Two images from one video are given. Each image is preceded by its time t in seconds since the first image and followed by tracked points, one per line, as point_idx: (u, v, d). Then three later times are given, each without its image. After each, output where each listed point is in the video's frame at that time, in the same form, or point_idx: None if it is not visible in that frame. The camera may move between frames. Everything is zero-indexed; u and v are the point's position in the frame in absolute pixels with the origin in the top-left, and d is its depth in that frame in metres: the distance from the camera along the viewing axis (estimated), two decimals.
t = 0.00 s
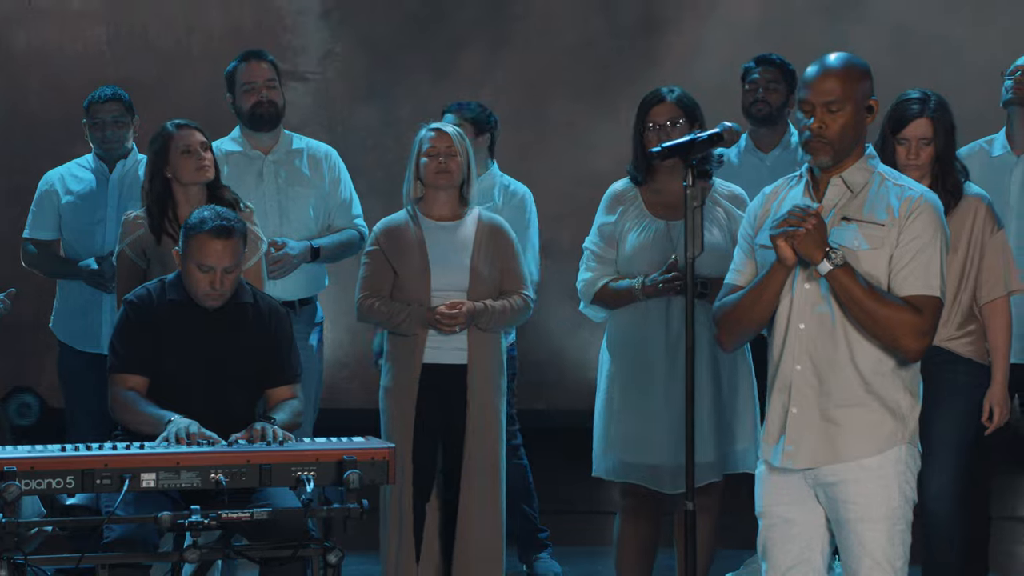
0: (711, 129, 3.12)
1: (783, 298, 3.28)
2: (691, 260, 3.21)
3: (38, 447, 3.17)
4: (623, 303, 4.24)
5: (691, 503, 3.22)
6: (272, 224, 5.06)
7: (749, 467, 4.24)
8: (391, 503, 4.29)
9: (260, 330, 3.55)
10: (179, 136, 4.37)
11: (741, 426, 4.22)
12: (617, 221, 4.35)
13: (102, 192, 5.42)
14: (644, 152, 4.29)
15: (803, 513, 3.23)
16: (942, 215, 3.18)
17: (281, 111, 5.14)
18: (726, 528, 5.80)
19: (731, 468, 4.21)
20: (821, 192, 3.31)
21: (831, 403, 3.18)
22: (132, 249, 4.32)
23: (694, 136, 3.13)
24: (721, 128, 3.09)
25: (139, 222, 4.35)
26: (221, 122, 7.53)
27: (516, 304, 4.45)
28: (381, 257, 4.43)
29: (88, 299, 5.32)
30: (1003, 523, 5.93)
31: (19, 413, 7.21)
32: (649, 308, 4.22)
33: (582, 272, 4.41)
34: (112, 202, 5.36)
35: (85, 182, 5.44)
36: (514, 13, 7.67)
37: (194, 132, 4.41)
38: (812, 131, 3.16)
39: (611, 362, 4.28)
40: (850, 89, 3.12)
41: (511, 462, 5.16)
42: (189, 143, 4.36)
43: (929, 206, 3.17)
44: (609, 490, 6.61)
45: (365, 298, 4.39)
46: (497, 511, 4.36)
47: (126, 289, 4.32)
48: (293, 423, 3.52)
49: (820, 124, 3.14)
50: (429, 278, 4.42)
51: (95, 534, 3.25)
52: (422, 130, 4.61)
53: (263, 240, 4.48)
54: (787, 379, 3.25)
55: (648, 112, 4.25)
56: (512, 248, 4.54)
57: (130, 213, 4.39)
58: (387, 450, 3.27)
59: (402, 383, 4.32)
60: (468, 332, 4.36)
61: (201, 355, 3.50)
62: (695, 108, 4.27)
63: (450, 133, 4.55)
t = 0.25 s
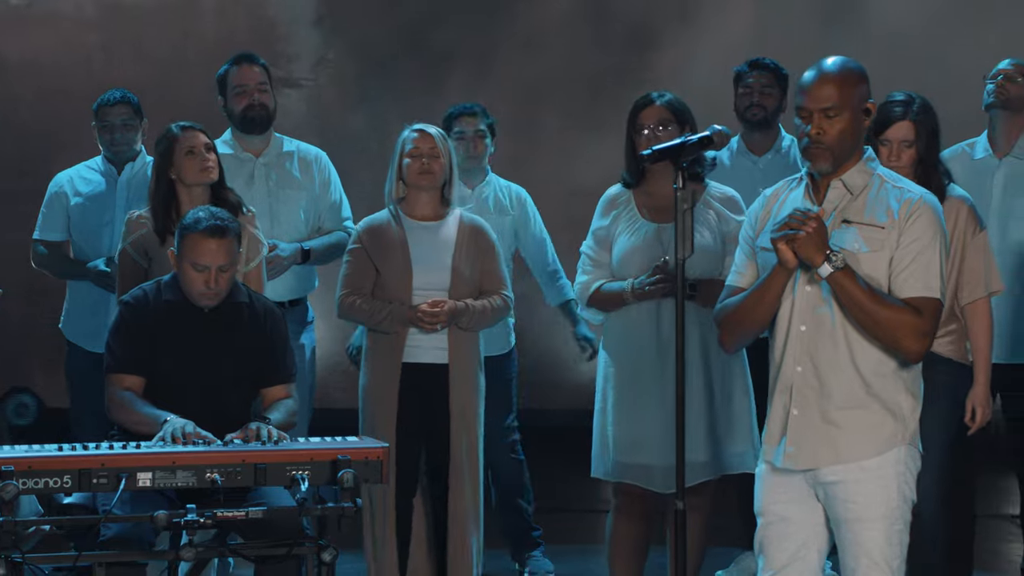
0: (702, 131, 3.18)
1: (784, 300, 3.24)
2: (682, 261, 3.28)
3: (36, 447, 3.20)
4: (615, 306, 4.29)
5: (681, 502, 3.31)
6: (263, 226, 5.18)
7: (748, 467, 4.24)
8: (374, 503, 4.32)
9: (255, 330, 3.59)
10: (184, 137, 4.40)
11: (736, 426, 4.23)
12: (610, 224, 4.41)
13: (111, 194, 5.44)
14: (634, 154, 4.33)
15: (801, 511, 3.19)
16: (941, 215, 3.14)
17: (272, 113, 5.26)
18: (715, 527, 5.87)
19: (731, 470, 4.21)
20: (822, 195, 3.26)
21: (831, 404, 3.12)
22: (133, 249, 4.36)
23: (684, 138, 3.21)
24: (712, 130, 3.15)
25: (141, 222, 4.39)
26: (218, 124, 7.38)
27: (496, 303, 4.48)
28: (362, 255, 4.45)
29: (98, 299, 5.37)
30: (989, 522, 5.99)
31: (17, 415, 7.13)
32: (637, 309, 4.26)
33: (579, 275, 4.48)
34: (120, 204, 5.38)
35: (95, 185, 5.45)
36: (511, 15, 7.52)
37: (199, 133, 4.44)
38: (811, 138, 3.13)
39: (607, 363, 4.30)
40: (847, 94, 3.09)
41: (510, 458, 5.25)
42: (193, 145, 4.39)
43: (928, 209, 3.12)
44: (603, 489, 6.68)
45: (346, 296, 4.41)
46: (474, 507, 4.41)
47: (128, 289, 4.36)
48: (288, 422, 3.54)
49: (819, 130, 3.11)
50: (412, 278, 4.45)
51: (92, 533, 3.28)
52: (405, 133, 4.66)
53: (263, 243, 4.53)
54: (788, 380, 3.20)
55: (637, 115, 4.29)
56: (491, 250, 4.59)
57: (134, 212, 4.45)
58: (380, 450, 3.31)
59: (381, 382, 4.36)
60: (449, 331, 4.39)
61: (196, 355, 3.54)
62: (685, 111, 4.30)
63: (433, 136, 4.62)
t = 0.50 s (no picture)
0: (691, 135, 3.28)
1: (789, 304, 3.23)
2: (672, 262, 3.39)
3: (34, 446, 3.24)
4: (603, 306, 4.33)
5: (673, 502, 3.38)
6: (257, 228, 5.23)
7: (736, 464, 4.30)
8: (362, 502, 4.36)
9: (250, 331, 3.62)
10: (182, 141, 4.42)
11: (724, 423, 4.29)
12: (600, 225, 4.45)
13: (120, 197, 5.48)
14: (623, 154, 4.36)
15: (803, 509, 3.18)
16: (944, 217, 3.13)
17: (265, 117, 5.30)
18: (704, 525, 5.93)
19: (720, 467, 4.26)
20: (825, 198, 3.26)
21: (836, 407, 3.13)
22: (131, 249, 4.40)
23: (675, 141, 3.30)
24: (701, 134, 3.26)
25: (139, 222, 4.42)
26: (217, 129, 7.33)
27: (474, 308, 4.54)
28: (343, 257, 4.51)
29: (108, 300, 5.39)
30: (976, 520, 6.05)
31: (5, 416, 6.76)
32: (624, 311, 4.29)
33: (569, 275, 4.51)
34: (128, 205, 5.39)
35: (103, 187, 5.49)
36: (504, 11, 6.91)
37: (197, 137, 4.46)
38: (811, 143, 3.10)
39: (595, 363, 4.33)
40: (846, 99, 3.06)
41: (513, 453, 5.36)
42: (190, 148, 4.41)
43: (932, 210, 3.12)
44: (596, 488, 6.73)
45: (327, 298, 4.46)
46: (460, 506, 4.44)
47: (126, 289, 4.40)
48: (283, 422, 3.58)
49: (819, 136, 3.09)
50: (392, 279, 4.50)
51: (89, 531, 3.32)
52: (385, 138, 4.68)
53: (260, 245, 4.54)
54: (793, 383, 3.20)
55: (626, 116, 4.35)
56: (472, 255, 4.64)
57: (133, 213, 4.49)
58: (375, 449, 3.33)
59: (361, 385, 4.40)
60: (427, 334, 4.44)
61: (192, 355, 3.57)
62: (672, 113, 4.34)
63: (414, 140, 4.63)
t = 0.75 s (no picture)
0: (684, 137, 3.32)
1: (791, 305, 3.20)
2: (665, 263, 3.47)
3: (32, 446, 3.26)
4: (586, 304, 4.35)
5: (665, 500, 3.42)
6: (254, 229, 5.26)
7: (716, 463, 4.32)
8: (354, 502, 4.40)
9: (247, 331, 3.66)
10: (176, 144, 4.44)
11: (705, 422, 4.32)
12: (584, 224, 4.47)
13: (128, 200, 5.52)
14: (610, 154, 4.41)
15: (806, 506, 3.15)
16: (947, 219, 3.09)
17: (263, 118, 5.33)
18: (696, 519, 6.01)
19: (699, 467, 4.28)
20: (828, 202, 3.23)
21: (836, 408, 3.09)
22: (126, 250, 4.44)
23: (667, 143, 3.34)
24: (693, 136, 3.29)
25: (134, 224, 4.47)
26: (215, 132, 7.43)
27: (459, 308, 4.56)
28: (328, 258, 4.54)
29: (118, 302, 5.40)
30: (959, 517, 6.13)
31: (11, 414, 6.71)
32: (608, 309, 4.32)
33: (553, 273, 4.53)
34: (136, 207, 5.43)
35: (111, 191, 5.53)
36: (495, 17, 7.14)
37: (190, 139, 4.48)
38: (812, 148, 3.08)
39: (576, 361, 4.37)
40: (847, 103, 3.02)
41: (523, 452, 5.45)
42: (183, 151, 4.43)
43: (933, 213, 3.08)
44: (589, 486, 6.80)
45: (312, 298, 4.49)
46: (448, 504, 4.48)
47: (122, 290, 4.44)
48: (278, 421, 3.61)
49: (819, 141, 3.05)
50: (376, 280, 4.53)
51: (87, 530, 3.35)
52: (371, 140, 4.70)
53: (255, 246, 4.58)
54: (795, 384, 3.16)
55: (614, 117, 4.40)
56: (457, 258, 4.65)
57: (128, 214, 4.53)
58: (369, 448, 3.38)
59: (347, 384, 4.44)
60: (413, 334, 4.46)
61: (189, 355, 3.61)
62: (661, 115, 4.40)
63: (399, 142, 4.66)
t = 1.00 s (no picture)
0: (675, 139, 3.35)
1: (791, 304, 3.18)
2: (656, 264, 3.49)
3: (29, 445, 3.29)
4: (566, 301, 4.39)
5: (656, 498, 3.45)
6: (252, 231, 5.30)
7: (692, 462, 4.36)
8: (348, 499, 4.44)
9: (243, 330, 3.69)
10: (167, 145, 4.47)
11: (683, 421, 4.34)
12: (567, 222, 4.51)
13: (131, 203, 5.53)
14: (595, 153, 4.46)
15: (801, 505, 3.12)
16: (947, 222, 3.07)
17: (261, 121, 5.36)
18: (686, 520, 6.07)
19: (677, 466, 4.32)
20: (829, 203, 3.21)
21: (833, 409, 3.07)
22: (118, 252, 4.49)
23: (658, 145, 3.38)
24: (684, 139, 3.32)
25: (126, 225, 4.51)
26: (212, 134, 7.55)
27: (449, 308, 4.59)
28: (319, 261, 4.60)
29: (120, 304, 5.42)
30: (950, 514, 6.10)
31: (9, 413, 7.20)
32: (588, 309, 4.36)
33: (534, 271, 4.58)
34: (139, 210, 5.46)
35: (114, 194, 5.55)
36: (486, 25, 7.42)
37: (181, 140, 4.51)
38: (811, 153, 3.05)
39: (555, 359, 4.40)
40: (847, 106, 3.01)
41: (521, 457, 5.49)
42: (174, 153, 4.46)
43: (933, 216, 3.06)
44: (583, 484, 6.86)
45: (304, 300, 4.53)
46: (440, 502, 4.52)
47: (115, 291, 4.51)
48: (274, 421, 3.64)
49: (819, 145, 3.02)
50: (366, 282, 4.56)
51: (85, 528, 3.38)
52: (361, 142, 4.73)
53: (247, 246, 4.61)
54: (793, 385, 3.14)
55: (599, 118, 4.44)
56: (449, 261, 4.68)
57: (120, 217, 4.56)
58: (363, 447, 3.41)
59: (342, 384, 4.47)
60: (403, 335, 4.50)
61: (186, 354, 3.64)
62: (645, 118, 4.45)
63: (388, 144, 4.68)
